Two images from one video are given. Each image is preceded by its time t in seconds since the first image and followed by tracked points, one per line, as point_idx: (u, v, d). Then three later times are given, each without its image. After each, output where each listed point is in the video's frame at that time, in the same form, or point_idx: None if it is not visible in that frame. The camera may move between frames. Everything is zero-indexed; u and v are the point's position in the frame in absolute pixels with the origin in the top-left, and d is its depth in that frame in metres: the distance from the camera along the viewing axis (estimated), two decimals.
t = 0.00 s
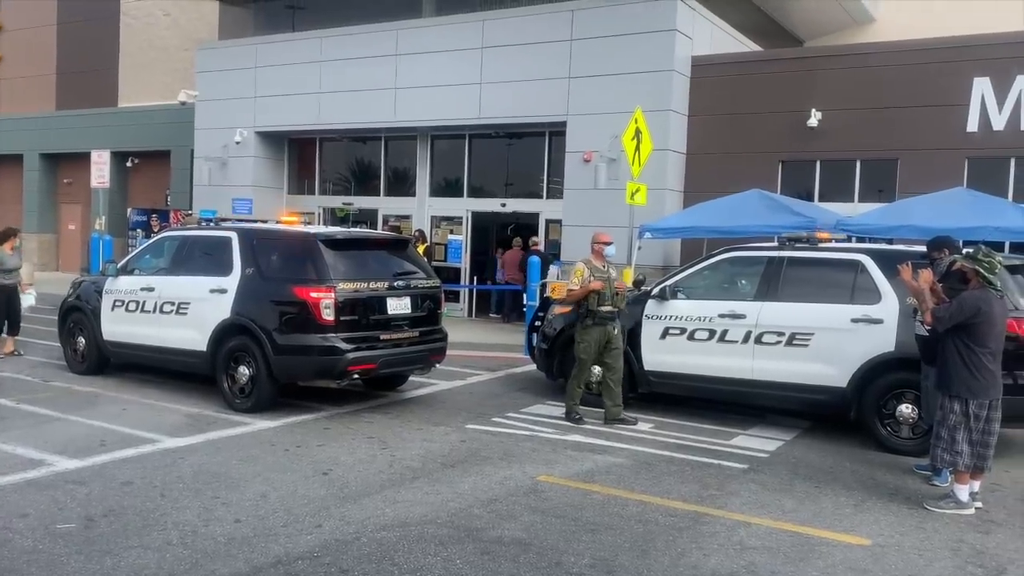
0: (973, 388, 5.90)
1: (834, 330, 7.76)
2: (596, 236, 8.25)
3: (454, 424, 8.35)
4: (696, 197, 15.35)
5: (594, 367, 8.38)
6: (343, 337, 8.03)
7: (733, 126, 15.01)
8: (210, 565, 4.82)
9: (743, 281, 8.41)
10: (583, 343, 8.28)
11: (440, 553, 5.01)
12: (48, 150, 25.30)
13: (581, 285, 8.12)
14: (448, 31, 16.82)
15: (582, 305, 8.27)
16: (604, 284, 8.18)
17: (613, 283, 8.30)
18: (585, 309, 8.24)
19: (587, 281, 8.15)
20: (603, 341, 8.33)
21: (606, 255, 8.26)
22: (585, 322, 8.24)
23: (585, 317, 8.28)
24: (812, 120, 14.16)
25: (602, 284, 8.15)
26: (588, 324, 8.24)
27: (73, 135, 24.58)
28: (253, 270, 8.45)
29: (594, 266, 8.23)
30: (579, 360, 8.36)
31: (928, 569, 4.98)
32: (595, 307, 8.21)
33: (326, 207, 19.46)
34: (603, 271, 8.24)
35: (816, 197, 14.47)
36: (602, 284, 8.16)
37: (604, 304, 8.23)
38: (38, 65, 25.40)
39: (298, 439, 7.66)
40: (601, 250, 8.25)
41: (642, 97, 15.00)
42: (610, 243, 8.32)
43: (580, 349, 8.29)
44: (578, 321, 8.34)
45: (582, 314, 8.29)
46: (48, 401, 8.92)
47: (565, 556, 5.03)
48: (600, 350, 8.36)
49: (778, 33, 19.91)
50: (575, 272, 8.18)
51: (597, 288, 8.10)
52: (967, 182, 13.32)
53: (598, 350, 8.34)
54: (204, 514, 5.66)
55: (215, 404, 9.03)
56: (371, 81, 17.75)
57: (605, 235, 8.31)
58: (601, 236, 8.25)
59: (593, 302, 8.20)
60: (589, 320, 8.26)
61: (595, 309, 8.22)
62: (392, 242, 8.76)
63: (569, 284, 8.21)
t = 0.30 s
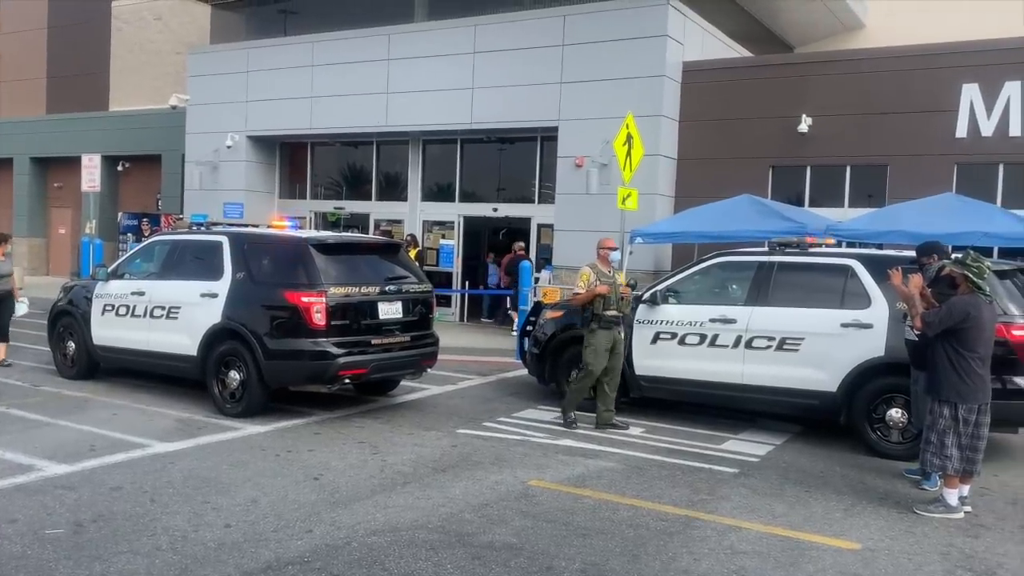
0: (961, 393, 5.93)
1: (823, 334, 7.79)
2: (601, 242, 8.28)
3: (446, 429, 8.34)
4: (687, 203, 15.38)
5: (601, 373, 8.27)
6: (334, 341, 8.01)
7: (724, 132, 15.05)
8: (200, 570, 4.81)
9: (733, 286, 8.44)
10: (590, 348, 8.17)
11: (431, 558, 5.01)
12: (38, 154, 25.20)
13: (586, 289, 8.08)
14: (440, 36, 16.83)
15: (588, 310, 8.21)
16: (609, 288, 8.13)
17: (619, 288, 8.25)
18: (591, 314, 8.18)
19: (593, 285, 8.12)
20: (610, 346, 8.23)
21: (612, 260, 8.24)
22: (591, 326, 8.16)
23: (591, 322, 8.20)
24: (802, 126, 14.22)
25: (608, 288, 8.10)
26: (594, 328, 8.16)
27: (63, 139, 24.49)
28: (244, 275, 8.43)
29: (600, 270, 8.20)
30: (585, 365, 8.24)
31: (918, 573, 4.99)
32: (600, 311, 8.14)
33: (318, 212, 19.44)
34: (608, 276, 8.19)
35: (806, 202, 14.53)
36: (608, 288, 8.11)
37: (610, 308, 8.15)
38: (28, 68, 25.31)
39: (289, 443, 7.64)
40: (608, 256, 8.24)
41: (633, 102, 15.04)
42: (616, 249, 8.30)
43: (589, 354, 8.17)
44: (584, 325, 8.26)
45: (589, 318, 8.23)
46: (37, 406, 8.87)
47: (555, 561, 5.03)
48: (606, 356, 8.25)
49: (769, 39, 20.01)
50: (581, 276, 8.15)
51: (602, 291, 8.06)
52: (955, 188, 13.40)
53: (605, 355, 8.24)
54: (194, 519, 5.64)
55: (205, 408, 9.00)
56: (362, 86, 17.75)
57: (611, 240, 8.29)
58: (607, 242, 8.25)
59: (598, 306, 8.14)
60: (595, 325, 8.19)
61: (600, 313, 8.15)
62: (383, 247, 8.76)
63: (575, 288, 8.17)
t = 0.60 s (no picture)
0: (947, 395, 5.96)
1: (810, 337, 7.82)
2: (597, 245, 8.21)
3: (434, 433, 8.32)
4: (674, 206, 15.43)
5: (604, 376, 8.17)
6: (322, 345, 7.99)
7: (711, 135, 15.11)
8: None
9: (721, 289, 8.47)
10: (591, 352, 8.05)
11: (419, 563, 5.00)
12: (24, 158, 25.05)
13: (587, 293, 7.97)
14: (428, 39, 16.82)
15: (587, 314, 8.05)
16: (610, 292, 8.03)
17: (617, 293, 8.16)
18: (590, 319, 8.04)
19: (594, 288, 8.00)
20: (610, 349, 8.14)
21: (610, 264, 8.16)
22: (592, 330, 8.02)
23: (590, 326, 8.06)
24: (788, 129, 14.29)
25: (609, 292, 8.00)
26: (594, 332, 8.03)
27: (48, 143, 24.35)
28: (231, 279, 8.40)
29: (600, 274, 8.11)
30: (586, 369, 8.11)
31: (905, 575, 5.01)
32: (601, 315, 8.00)
33: (305, 215, 19.38)
34: (608, 280, 8.10)
35: (793, 205, 14.59)
36: (608, 291, 8.01)
37: (610, 312, 8.04)
38: (13, 71, 25.16)
39: (276, 449, 7.61)
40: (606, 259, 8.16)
41: (621, 106, 15.08)
42: (614, 253, 8.22)
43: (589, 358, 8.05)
44: (583, 329, 8.12)
45: (588, 322, 8.07)
46: (22, 412, 8.80)
47: (544, 565, 5.03)
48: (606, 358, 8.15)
49: (755, 42, 20.11)
50: (581, 279, 8.02)
51: (604, 295, 7.94)
52: (941, 191, 13.48)
53: (605, 359, 8.14)
54: (181, 525, 5.61)
55: (192, 414, 8.96)
56: (350, 89, 17.72)
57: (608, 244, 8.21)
58: (604, 245, 8.17)
59: (599, 310, 8.00)
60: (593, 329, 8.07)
61: (601, 317, 8.01)
62: (371, 250, 8.74)
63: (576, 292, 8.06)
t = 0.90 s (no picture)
0: (933, 391, 6.00)
1: (797, 334, 7.85)
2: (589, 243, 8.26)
3: (423, 432, 8.31)
4: (662, 204, 15.47)
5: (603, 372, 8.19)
6: (309, 345, 7.96)
7: (698, 134, 15.15)
8: None
9: (708, 287, 8.50)
10: (586, 351, 8.06)
11: (408, 563, 4.99)
12: (7, 158, 24.84)
13: (581, 293, 8.02)
14: (415, 38, 16.79)
15: (580, 314, 8.08)
16: (604, 292, 8.10)
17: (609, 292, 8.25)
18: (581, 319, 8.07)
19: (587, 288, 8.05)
20: (604, 346, 8.16)
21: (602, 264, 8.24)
22: (585, 329, 8.03)
23: (584, 326, 8.08)
24: (774, 127, 14.34)
25: (603, 292, 8.07)
26: (588, 331, 8.04)
27: (32, 143, 24.17)
28: (217, 279, 8.36)
29: (593, 273, 8.16)
30: (584, 368, 8.12)
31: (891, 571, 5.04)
32: (595, 314, 8.06)
33: (292, 214, 19.31)
34: (600, 280, 8.17)
35: (779, 202, 14.65)
36: (602, 292, 8.09)
37: (603, 312, 8.10)
38: None
39: (264, 449, 7.58)
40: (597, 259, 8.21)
41: (608, 104, 15.09)
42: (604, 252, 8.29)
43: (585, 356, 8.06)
44: (576, 328, 8.11)
45: (581, 322, 8.08)
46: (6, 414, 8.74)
47: (533, 563, 5.03)
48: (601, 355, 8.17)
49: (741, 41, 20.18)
50: (576, 278, 8.05)
51: (599, 295, 8.01)
52: (925, 189, 13.56)
53: (600, 356, 8.15)
54: (168, 527, 5.58)
55: (179, 414, 8.91)
56: (337, 88, 17.66)
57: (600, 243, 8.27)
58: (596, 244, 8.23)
59: (593, 310, 8.05)
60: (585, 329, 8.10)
61: (595, 316, 8.06)
62: (358, 249, 8.72)
63: (569, 292, 8.08)
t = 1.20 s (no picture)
0: (915, 383, 6.05)
1: (779, 327, 7.89)
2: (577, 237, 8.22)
3: (407, 427, 8.30)
4: (646, 198, 15.50)
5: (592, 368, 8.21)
6: (293, 340, 7.93)
7: (682, 127, 15.18)
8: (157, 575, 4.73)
9: (692, 280, 8.52)
10: (577, 347, 8.07)
11: (393, 557, 4.98)
12: None
13: (573, 289, 7.95)
14: (397, 31, 16.71)
15: (571, 310, 8.04)
16: (595, 287, 8.02)
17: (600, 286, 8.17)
18: (573, 314, 8.05)
19: (578, 284, 8.00)
20: (594, 342, 8.17)
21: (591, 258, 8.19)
22: (577, 325, 8.03)
23: (576, 321, 8.07)
24: (758, 121, 14.38)
25: (594, 287, 7.99)
26: (580, 327, 8.05)
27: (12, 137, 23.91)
28: (199, 274, 8.31)
29: (583, 269, 8.10)
30: (575, 364, 8.14)
31: (873, 561, 5.08)
32: (586, 310, 8.01)
33: (276, 209, 19.21)
34: (591, 275, 8.09)
35: (763, 196, 14.71)
36: (593, 287, 8.02)
37: (595, 307, 8.05)
38: None
39: (248, 444, 7.55)
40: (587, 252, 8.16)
41: (592, 98, 15.09)
42: (593, 246, 8.22)
43: (575, 353, 8.07)
44: (567, 324, 8.11)
45: (572, 318, 8.06)
46: None
47: (518, 556, 5.04)
48: (592, 351, 8.18)
49: (725, 34, 20.23)
50: (566, 275, 8.00)
51: (590, 291, 7.94)
52: (907, 182, 13.65)
53: (591, 352, 8.16)
54: (151, 523, 5.55)
55: (162, 410, 8.87)
56: (320, 82, 17.57)
57: (588, 237, 8.20)
58: (584, 239, 8.16)
59: (584, 305, 8.00)
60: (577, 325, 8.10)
61: (587, 312, 8.01)
62: (342, 244, 8.69)
63: (560, 288, 7.99)
